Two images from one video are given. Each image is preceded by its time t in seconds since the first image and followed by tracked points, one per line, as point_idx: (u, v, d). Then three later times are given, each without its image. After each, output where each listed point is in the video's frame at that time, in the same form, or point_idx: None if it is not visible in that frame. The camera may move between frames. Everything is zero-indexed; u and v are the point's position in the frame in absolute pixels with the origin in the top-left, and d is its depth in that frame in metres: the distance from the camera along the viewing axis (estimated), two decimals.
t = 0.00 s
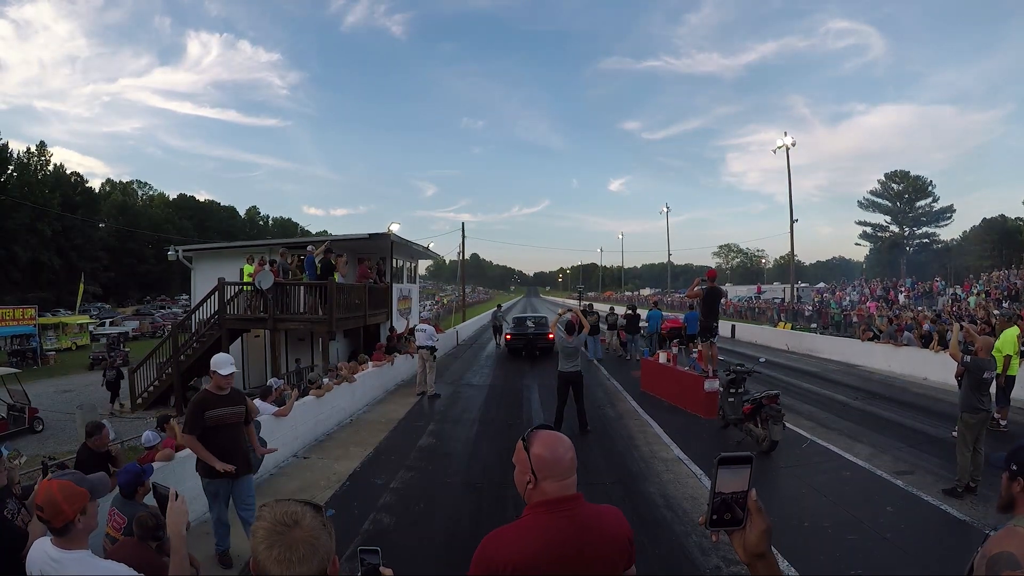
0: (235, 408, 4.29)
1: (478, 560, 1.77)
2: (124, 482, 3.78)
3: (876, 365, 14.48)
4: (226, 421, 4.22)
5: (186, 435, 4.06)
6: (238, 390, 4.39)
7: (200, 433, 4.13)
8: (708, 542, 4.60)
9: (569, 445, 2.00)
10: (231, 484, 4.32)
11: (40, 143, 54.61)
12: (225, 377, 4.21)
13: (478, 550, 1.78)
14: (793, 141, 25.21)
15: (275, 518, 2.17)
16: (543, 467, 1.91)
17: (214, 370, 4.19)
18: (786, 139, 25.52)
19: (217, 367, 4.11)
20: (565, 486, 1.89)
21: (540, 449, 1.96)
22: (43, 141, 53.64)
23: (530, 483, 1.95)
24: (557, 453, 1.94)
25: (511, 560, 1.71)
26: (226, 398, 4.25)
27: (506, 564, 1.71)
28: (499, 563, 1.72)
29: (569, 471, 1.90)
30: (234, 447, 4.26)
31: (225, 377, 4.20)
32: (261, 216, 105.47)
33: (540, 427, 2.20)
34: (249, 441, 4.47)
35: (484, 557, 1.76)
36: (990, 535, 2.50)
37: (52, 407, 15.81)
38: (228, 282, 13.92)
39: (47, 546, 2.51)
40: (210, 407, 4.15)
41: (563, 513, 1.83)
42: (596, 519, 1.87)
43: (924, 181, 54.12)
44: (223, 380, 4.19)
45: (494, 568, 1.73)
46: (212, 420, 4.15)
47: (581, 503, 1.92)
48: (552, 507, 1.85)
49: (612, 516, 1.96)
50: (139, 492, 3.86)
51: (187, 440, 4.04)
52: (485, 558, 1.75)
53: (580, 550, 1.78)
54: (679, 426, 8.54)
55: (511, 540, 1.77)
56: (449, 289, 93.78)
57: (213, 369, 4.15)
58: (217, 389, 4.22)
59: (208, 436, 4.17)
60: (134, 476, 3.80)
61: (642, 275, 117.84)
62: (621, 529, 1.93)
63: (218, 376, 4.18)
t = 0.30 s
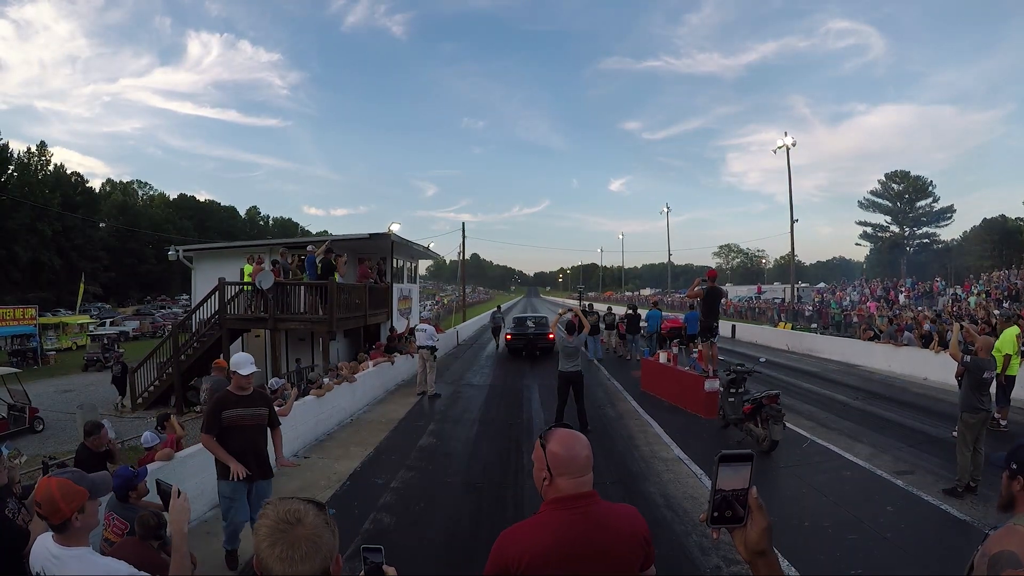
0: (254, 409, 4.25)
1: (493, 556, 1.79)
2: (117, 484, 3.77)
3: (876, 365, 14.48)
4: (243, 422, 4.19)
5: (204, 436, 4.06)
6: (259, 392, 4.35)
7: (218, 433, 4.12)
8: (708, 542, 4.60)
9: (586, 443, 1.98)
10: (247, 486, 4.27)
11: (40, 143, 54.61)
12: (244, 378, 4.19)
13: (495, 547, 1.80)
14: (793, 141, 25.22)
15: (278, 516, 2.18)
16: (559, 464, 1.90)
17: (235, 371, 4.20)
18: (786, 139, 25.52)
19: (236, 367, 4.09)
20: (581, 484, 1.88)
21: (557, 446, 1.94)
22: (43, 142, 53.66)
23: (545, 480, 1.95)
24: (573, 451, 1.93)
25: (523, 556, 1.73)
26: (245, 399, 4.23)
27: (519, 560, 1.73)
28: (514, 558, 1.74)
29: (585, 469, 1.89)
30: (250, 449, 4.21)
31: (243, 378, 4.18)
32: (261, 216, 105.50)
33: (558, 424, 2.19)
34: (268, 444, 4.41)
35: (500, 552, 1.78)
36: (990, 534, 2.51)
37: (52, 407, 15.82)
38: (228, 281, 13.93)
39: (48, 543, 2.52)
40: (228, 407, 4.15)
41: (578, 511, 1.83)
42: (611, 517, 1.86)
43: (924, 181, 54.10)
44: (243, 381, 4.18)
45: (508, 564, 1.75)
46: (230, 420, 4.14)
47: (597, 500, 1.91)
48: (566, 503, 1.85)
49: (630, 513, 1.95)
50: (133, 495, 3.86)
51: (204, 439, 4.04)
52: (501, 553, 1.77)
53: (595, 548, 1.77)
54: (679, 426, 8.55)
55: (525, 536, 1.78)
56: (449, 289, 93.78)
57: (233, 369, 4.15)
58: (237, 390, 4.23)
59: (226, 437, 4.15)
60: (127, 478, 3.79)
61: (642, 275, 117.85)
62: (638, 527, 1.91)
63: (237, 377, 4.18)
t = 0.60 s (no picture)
0: (264, 413, 3.99)
1: (497, 551, 1.82)
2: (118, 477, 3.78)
3: (876, 365, 14.48)
4: (254, 428, 3.93)
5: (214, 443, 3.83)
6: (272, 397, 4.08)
7: (227, 439, 3.88)
8: (708, 541, 4.60)
9: (598, 442, 1.96)
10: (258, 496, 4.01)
11: (41, 143, 54.59)
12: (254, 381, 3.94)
13: (502, 541, 1.82)
14: (793, 141, 25.25)
15: (280, 515, 2.19)
16: (569, 463, 1.89)
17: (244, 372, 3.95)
18: (786, 139, 25.52)
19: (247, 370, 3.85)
20: (591, 483, 1.86)
21: (568, 444, 1.93)
22: (43, 142, 53.70)
23: (555, 477, 1.94)
24: (584, 450, 1.91)
25: (529, 552, 1.75)
26: (255, 403, 3.97)
27: (524, 556, 1.75)
28: (520, 553, 1.76)
29: (595, 468, 1.87)
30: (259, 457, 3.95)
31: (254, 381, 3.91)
32: (262, 216, 105.55)
33: (571, 422, 2.17)
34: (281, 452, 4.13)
35: (506, 546, 1.80)
36: (991, 532, 2.51)
37: (53, 407, 15.83)
38: (229, 281, 13.93)
39: (50, 540, 2.52)
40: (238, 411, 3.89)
41: (587, 509, 1.82)
42: (621, 517, 1.85)
43: (924, 181, 54.06)
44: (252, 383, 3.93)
45: (513, 559, 1.77)
46: (239, 425, 3.88)
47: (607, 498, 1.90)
48: (574, 501, 1.84)
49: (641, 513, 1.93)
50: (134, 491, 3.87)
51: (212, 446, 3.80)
52: (508, 547, 1.80)
53: (602, 548, 1.76)
54: (679, 426, 8.56)
55: (531, 532, 1.79)
56: (449, 290, 93.74)
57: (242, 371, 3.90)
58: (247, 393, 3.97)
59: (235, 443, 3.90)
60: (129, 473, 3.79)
61: (642, 275, 117.83)
62: (649, 528, 1.90)
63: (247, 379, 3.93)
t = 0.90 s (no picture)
0: (260, 422, 3.74)
1: (497, 547, 1.83)
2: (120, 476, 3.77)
3: (876, 365, 14.48)
4: (249, 437, 3.69)
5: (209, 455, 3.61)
6: (270, 404, 3.84)
7: (223, 451, 3.65)
8: (709, 541, 4.60)
9: (601, 441, 1.94)
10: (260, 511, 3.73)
11: (41, 144, 54.61)
12: (248, 387, 3.70)
13: (501, 537, 1.83)
14: (793, 141, 25.24)
15: (275, 514, 2.19)
16: (570, 461, 1.87)
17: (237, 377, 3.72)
18: (786, 139, 25.53)
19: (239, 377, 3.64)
20: (592, 483, 1.85)
21: (571, 442, 1.91)
22: (43, 143, 53.75)
23: (555, 475, 1.94)
24: (586, 449, 1.89)
25: (528, 547, 1.76)
26: (250, 412, 3.73)
27: (522, 550, 1.76)
28: (518, 547, 1.77)
29: (596, 468, 1.85)
30: (255, 468, 3.70)
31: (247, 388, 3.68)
32: (262, 216, 105.61)
33: (575, 420, 2.15)
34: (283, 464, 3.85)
35: (506, 539, 1.82)
36: (993, 531, 2.50)
37: (53, 407, 15.84)
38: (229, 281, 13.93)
39: (50, 540, 2.52)
40: (231, 419, 3.65)
41: (587, 509, 1.82)
42: (624, 517, 1.84)
43: (924, 180, 54.05)
44: (246, 389, 3.69)
45: (512, 553, 1.78)
46: (233, 434, 3.65)
47: (608, 499, 1.89)
48: (574, 500, 1.84)
49: (643, 514, 1.92)
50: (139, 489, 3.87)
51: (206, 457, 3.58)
52: (507, 540, 1.81)
53: (603, 547, 1.76)
54: (680, 425, 8.56)
55: (530, 527, 1.80)
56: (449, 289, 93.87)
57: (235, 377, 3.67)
58: (241, 400, 3.74)
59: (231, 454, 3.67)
60: (134, 471, 3.83)
61: (642, 275, 117.86)
62: (650, 528, 1.89)
63: (241, 385, 3.69)
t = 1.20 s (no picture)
0: (255, 427, 3.72)
1: (497, 547, 1.82)
2: (127, 476, 3.77)
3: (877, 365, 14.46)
4: (242, 442, 3.66)
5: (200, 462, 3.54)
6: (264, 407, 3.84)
7: (215, 457, 3.60)
8: (709, 541, 4.60)
9: (602, 442, 1.93)
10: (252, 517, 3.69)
11: (41, 144, 54.62)
12: (243, 390, 3.67)
13: (501, 537, 1.82)
14: (794, 140, 25.21)
15: (264, 514, 2.21)
16: (570, 462, 1.86)
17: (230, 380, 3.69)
18: (787, 139, 25.50)
19: (234, 379, 3.62)
20: (592, 485, 1.83)
21: (571, 442, 1.90)
22: (43, 142, 53.72)
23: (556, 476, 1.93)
24: (587, 449, 1.88)
25: (528, 547, 1.75)
26: (244, 416, 3.70)
27: (523, 549, 1.76)
28: (520, 547, 1.76)
29: (595, 469, 1.84)
30: (248, 474, 3.66)
31: (242, 390, 3.65)
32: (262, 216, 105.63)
33: (577, 421, 2.15)
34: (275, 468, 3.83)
35: (506, 539, 1.81)
36: (994, 531, 2.50)
37: (53, 407, 15.83)
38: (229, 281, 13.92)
39: (48, 540, 2.51)
40: (225, 423, 3.62)
41: (588, 511, 1.80)
42: (626, 518, 1.83)
43: (925, 180, 54.03)
44: (240, 392, 3.66)
45: (512, 553, 1.78)
46: (226, 439, 3.61)
47: (609, 500, 1.88)
48: (575, 501, 1.82)
49: (645, 515, 1.91)
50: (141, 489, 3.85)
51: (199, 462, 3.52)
52: (508, 540, 1.80)
53: (603, 547, 1.75)
54: (680, 425, 8.55)
55: (531, 527, 1.79)
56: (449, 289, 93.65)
57: (229, 379, 3.64)
58: (234, 404, 3.70)
59: (223, 460, 3.63)
60: (139, 472, 3.79)
61: (642, 275, 117.83)
62: (651, 531, 1.88)
63: (234, 388, 3.67)
